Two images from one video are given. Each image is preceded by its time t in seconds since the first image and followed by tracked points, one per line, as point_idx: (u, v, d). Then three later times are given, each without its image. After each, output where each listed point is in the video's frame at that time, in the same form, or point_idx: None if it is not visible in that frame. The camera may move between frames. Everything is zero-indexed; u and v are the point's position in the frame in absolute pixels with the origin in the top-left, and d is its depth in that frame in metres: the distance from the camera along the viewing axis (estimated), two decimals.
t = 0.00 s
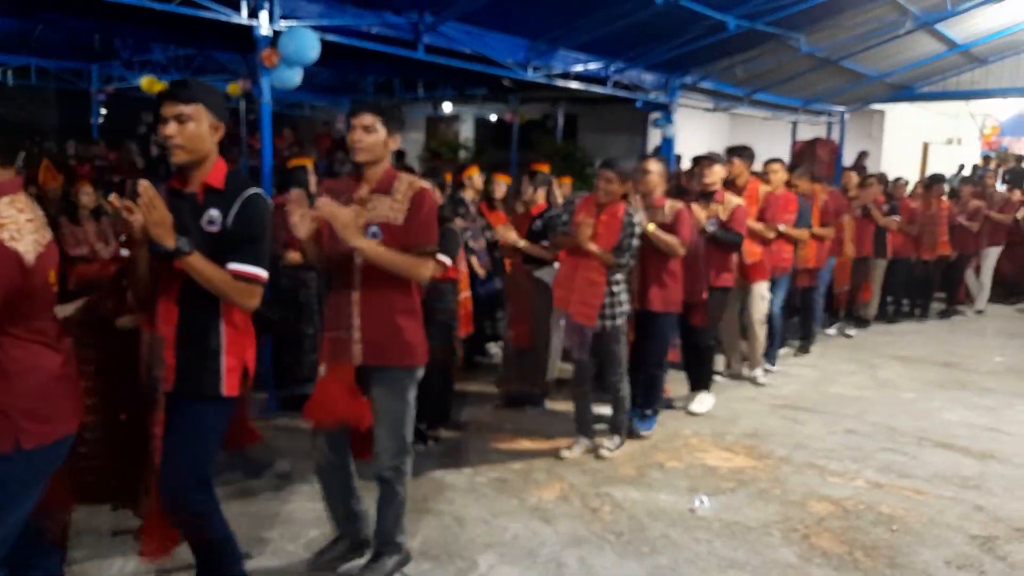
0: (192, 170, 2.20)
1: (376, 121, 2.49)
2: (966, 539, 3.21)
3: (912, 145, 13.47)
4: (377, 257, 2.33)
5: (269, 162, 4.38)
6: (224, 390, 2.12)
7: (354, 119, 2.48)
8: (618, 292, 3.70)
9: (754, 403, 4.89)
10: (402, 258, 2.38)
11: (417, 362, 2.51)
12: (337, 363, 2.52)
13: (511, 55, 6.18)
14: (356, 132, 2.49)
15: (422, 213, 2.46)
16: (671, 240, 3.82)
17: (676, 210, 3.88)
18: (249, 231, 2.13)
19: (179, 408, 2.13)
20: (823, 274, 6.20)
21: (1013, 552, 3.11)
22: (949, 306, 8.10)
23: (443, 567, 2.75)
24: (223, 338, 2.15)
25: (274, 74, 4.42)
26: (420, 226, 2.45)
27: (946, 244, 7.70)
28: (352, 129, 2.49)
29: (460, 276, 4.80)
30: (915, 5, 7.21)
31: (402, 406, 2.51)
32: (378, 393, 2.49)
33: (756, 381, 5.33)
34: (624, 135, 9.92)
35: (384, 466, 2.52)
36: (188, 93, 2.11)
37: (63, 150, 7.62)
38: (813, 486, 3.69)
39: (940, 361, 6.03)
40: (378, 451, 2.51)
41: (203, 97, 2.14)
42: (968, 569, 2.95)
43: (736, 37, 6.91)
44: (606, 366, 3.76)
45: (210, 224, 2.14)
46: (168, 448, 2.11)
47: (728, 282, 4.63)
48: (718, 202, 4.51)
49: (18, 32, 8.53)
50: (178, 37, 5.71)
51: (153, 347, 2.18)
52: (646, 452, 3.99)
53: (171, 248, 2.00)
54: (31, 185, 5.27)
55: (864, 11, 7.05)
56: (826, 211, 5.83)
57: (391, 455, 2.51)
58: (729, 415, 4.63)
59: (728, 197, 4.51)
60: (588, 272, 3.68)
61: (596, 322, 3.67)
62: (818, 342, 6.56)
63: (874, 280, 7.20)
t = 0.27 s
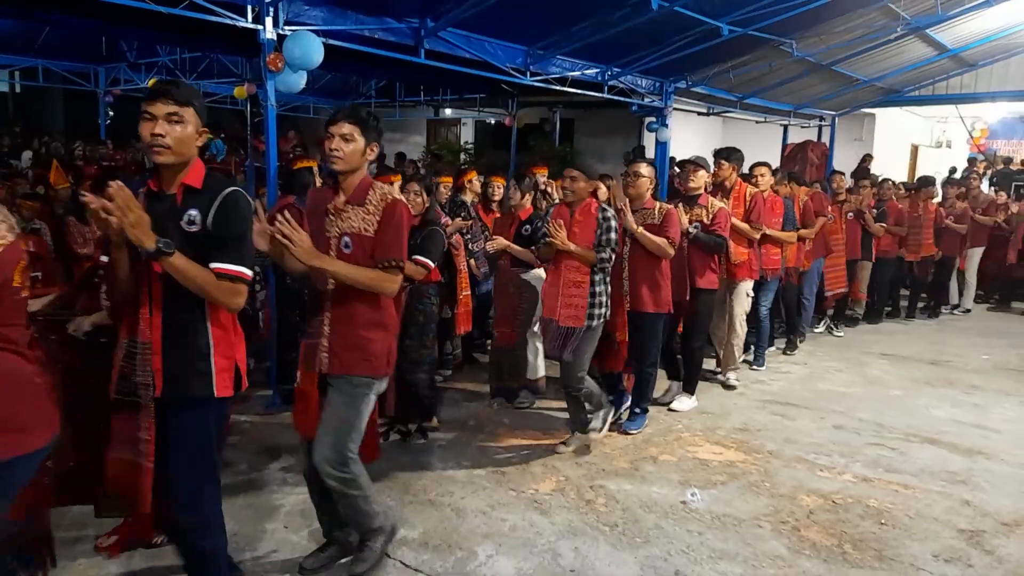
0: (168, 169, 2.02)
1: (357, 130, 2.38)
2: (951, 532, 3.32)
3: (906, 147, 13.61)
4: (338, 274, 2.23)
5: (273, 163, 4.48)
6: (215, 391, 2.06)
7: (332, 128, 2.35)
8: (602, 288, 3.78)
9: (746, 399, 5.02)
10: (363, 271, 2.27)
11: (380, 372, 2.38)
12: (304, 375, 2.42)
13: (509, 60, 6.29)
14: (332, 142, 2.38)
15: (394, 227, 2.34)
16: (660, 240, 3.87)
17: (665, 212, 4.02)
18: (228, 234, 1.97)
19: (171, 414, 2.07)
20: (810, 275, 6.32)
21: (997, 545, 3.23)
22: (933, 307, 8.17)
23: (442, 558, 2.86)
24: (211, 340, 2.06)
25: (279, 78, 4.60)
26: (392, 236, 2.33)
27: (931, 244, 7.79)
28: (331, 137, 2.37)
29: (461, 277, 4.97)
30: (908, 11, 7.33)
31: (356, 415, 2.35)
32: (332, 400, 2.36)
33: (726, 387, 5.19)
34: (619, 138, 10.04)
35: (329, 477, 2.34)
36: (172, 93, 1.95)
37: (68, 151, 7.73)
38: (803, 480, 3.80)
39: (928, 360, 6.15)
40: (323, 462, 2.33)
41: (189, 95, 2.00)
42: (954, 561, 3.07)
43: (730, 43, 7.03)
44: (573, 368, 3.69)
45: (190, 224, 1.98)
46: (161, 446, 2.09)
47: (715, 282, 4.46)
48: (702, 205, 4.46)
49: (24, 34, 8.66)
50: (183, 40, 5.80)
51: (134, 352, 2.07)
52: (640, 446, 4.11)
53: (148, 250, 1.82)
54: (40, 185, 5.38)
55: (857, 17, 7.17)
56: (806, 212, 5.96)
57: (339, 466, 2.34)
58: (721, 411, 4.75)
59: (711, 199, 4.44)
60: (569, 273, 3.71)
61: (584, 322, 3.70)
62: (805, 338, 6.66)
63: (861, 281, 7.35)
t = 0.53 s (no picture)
0: (128, 165, 1.94)
1: (338, 124, 2.31)
2: (957, 531, 3.29)
3: (908, 143, 13.56)
4: (314, 268, 2.15)
5: (272, 161, 4.43)
6: (175, 398, 1.94)
7: (311, 120, 2.29)
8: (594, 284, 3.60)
9: (748, 397, 4.98)
10: (338, 267, 2.19)
11: (364, 378, 2.34)
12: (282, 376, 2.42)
13: (510, 56, 6.25)
14: (309, 135, 2.31)
15: (371, 224, 2.26)
16: (652, 241, 3.83)
17: (659, 210, 3.96)
18: (191, 231, 1.89)
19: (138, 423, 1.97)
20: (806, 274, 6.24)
21: (1004, 544, 3.19)
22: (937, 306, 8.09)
23: (443, 558, 2.83)
24: (168, 346, 1.95)
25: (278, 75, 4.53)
26: (370, 231, 2.26)
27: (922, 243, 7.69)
28: (309, 130, 2.30)
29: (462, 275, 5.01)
30: (911, 5, 7.28)
31: (342, 422, 2.33)
32: (316, 406, 2.32)
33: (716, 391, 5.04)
34: (619, 136, 10.01)
35: (315, 484, 2.33)
36: (132, 83, 1.86)
37: (65, 149, 7.69)
38: (807, 479, 3.77)
39: (932, 357, 6.11)
40: (310, 468, 2.32)
41: (150, 85, 1.91)
42: (961, 561, 3.03)
43: (732, 38, 6.98)
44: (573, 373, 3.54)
45: (148, 221, 1.91)
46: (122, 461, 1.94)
47: (701, 282, 4.56)
48: (693, 203, 4.45)
49: (22, 32, 8.61)
50: (180, 38, 5.75)
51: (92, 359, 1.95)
52: (643, 446, 4.07)
53: (98, 246, 1.71)
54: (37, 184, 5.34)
55: (860, 12, 7.12)
56: (806, 209, 5.86)
57: (324, 474, 2.32)
58: (724, 410, 4.71)
59: (703, 197, 4.44)
60: (563, 270, 3.52)
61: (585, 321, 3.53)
62: (808, 339, 6.58)
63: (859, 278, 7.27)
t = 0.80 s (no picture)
0: (86, 165, 1.86)
1: (309, 119, 2.18)
2: (956, 531, 3.29)
3: (905, 143, 13.58)
4: (290, 267, 2.04)
5: (269, 162, 4.42)
6: (132, 407, 1.84)
7: (281, 115, 2.15)
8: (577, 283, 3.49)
9: (746, 397, 4.98)
10: (318, 266, 2.09)
11: (348, 377, 2.27)
12: (248, 384, 2.25)
13: (508, 57, 6.26)
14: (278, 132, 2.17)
15: (348, 221, 2.15)
16: (642, 243, 3.72)
17: (649, 210, 3.85)
18: (151, 229, 1.80)
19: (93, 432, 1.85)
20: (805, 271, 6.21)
21: (1002, 543, 3.19)
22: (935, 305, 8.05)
23: (443, 559, 2.82)
24: (127, 352, 1.85)
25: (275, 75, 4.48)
26: (348, 228, 2.14)
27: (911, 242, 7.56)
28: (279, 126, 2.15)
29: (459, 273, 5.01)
30: (908, 6, 7.29)
31: (334, 423, 2.27)
32: (304, 411, 2.26)
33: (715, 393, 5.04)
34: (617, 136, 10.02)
35: (315, 485, 2.30)
36: (88, 78, 1.79)
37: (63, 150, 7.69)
38: (805, 478, 3.77)
39: (930, 357, 6.11)
40: (309, 470, 2.28)
41: (105, 81, 1.83)
42: (959, 560, 3.03)
43: (729, 39, 6.99)
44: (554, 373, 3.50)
45: (104, 223, 1.81)
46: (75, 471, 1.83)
47: (690, 281, 4.38)
48: (681, 200, 4.35)
49: (19, 33, 8.60)
50: (177, 38, 5.75)
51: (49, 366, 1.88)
52: (641, 446, 4.07)
53: (48, 247, 1.66)
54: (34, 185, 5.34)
55: (857, 12, 7.13)
56: (801, 211, 5.72)
57: (324, 473, 2.29)
58: (723, 410, 4.70)
59: (690, 195, 4.33)
60: (542, 270, 3.44)
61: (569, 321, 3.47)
62: (804, 341, 6.54)
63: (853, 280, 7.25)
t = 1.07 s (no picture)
0: (47, 172, 1.77)
1: (279, 122, 2.06)
2: (955, 535, 3.28)
3: (903, 147, 13.60)
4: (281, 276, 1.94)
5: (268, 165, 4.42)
6: (99, 425, 1.76)
7: (252, 118, 2.04)
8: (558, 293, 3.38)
9: (745, 400, 4.98)
10: (312, 276, 1.99)
11: (314, 389, 2.11)
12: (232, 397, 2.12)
13: (508, 60, 6.28)
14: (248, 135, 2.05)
15: (331, 225, 2.05)
16: (629, 249, 3.69)
17: (639, 215, 3.81)
18: (107, 234, 1.68)
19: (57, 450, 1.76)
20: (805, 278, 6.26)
21: (1001, 547, 3.18)
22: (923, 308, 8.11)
23: (442, 563, 2.82)
24: (92, 366, 1.76)
25: (275, 79, 4.49)
26: (334, 234, 2.05)
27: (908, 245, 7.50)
28: (248, 130, 2.04)
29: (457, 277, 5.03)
30: (906, 10, 7.31)
31: (285, 440, 2.07)
32: (259, 422, 2.07)
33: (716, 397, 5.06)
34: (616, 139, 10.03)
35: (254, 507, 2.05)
36: (39, 81, 1.69)
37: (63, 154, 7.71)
38: (805, 482, 3.77)
39: (929, 360, 6.12)
40: (247, 489, 2.04)
41: (61, 83, 1.72)
42: (958, 564, 3.02)
43: (727, 43, 7.01)
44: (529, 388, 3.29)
45: (64, 234, 1.71)
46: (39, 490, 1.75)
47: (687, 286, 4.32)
48: (672, 206, 4.29)
49: (19, 37, 8.62)
50: (177, 42, 5.76)
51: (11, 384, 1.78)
52: (641, 449, 4.08)
53: None
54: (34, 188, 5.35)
55: (855, 16, 7.14)
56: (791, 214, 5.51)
57: (264, 496, 2.05)
58: (723, 413, 4.70)
59: (682, 200, 4.28)
60: (524, 280, 3.32)
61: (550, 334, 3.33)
62: (802, 345, 6.48)
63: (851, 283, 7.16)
